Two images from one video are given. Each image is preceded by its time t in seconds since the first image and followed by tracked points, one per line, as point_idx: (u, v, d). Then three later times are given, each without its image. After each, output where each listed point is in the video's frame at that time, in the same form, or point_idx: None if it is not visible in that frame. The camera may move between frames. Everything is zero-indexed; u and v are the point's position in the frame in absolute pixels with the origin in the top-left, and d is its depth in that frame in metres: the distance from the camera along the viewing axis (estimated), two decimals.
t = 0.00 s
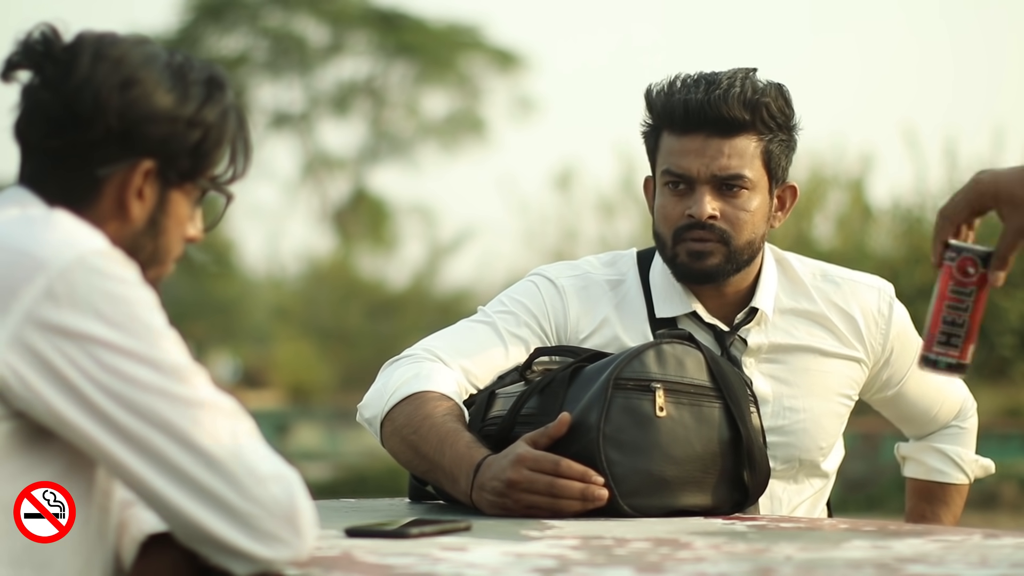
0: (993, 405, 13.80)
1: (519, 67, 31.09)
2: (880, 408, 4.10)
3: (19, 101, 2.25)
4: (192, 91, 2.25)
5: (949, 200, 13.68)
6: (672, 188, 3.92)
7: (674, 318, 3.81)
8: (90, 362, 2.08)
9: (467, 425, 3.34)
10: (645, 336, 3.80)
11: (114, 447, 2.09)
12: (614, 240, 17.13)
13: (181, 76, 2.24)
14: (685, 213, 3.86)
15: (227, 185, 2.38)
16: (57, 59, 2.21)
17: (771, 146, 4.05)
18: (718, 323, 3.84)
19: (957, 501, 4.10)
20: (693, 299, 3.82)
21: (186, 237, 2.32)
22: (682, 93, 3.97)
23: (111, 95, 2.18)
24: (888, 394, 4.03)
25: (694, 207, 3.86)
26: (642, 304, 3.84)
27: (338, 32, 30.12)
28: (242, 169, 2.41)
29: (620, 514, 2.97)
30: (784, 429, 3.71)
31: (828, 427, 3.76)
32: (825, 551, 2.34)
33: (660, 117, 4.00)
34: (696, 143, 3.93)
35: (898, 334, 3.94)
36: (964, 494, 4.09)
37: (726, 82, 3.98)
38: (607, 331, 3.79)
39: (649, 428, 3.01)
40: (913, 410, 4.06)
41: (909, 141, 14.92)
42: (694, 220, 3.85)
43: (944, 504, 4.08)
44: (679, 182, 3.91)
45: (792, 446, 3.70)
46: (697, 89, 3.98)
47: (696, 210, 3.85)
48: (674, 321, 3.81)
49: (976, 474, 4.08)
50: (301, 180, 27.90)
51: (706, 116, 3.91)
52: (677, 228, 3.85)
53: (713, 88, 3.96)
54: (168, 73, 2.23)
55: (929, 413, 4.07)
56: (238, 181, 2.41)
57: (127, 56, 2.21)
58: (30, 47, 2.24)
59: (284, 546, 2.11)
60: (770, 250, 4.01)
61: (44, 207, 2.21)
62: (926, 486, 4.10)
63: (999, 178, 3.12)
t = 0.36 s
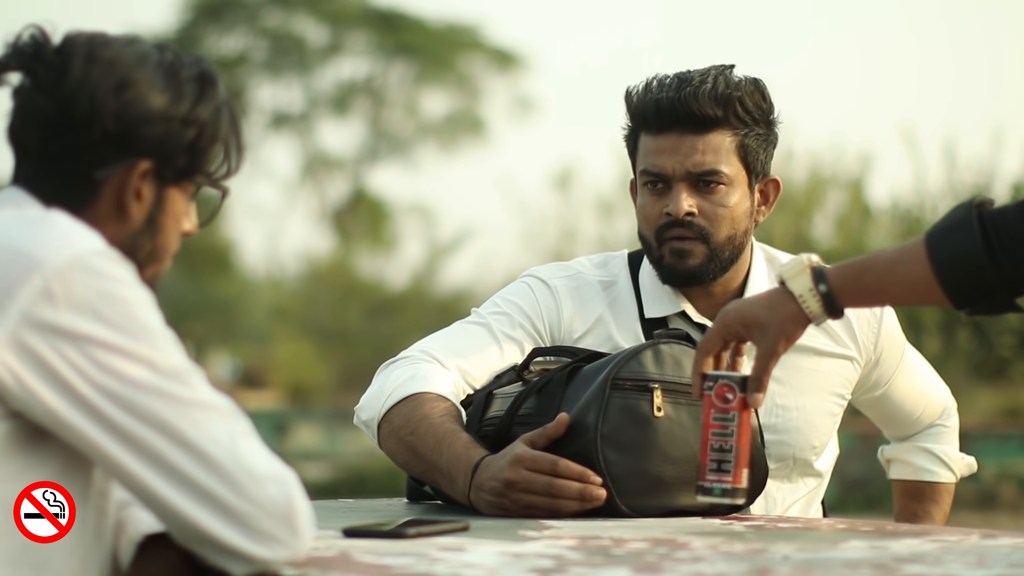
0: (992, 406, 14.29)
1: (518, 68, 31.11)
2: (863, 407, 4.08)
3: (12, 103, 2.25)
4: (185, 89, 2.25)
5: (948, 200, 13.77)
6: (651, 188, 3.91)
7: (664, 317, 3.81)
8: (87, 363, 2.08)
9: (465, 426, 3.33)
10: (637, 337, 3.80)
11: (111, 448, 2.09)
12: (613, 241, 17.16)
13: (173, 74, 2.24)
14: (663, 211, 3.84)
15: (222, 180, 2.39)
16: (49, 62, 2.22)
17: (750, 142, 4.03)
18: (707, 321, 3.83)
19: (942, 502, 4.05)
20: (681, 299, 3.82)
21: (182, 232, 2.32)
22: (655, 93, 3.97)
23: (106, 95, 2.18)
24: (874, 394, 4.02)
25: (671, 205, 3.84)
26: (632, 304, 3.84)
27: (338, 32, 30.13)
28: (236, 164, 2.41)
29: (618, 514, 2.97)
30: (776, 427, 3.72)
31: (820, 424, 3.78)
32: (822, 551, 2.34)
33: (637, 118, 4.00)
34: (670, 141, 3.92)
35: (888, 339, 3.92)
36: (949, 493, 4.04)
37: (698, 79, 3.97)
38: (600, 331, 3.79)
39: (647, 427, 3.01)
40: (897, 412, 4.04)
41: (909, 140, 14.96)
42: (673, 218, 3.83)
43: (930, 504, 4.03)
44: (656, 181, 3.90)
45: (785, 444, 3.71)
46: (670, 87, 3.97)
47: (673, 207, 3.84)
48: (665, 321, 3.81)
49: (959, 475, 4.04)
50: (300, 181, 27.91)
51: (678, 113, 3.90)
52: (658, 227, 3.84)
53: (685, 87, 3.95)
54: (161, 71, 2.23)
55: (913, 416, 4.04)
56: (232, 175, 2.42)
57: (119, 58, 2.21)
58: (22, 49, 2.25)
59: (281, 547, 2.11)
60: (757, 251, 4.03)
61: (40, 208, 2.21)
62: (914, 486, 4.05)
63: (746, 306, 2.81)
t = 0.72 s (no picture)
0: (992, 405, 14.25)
1: (519, 68, 31.07)
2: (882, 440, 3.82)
3: (6, 105, 2.25)
4: (178, 86, 2.25)
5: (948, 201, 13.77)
6: (655, 192, 3.87)
7: (654, 316, 3.82)
8: (87, 363, 2.08)
9: (465, 426, 3.33)
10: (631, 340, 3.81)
11: (110, 447, 2.09)
12: (613, 241, 17.17)
13: (166, 70, 2.25)
14: (671, 216, 3.82)
15: (217, 178, 2.39)
16: (42, 62, 2.22)
17: (749, 144, 4.03)
18: (695, 318, 3.84)
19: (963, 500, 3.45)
20: (670, 296, 3.84)
21: (181, 227, 2.32)
22: (659, 97, 3.95)
23: (100, 96, 2.18)
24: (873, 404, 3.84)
25: (680, 210, 3.81)
26: (624, 304, 3.85)
27: (338, 32, 30.12)
28: (232, 159, 2.41)
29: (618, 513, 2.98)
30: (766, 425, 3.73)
31: (809, 423, 3.78)
32: (823, 553, 2.34)
33: (638, 121, 3.97)
34: (676, 145, 3.90)
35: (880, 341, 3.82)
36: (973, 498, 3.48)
37: (702, 83, 3.96)
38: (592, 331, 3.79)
39: (646, 427, 3.01)
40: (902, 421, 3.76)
41: (911, 141, 14.94)
42: (681, 223, 3.80)
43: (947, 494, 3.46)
44: (662, 186, 3.87)
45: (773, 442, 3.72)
46: (673, 92, 3.96)
47: (681, 212, 3.81)
48: (655, 320, 3.82)
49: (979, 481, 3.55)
50: (300, 181, 27.91)
51: (686, 117, 3.89)
52: (665, 232, 3.81)
53: (690, 90, 3.94)
54: (155, 67, 2.23)
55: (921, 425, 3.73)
56: (229, 170, 2.42)
57: (111, 57, 2.21)
58: (14, 50, 2.24)
59: (281, 547, 2.11)
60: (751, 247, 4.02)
61: (40, 209, 2.21)
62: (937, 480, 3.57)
63: (724, 348, 2.73)
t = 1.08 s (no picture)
0: (992, 406, 14.22)
1: (519, 68, 31.13)
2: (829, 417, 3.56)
3: (3, 109, 2.26)
4: (172, 82, 2.24)
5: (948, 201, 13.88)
6: (663, 195, 3.82)
7: (638, 314, 3.79)
8: (87, 364, 2.08)
9: (466, 431, 3.34)
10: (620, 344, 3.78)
11: (111, 448, 2.09)
12: (613, 241, 17.18)
13: (160, 69, 2.24)
14: (681, 220, 3.76)
15: (217, 177, 2.38)
16: (36, 62, 2.22)
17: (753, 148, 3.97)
18: (678, 319, 3.79)
19: (863, 448, 3.16)
20: (654, 297, 3.81)
21: (184, 229, 2.32)
22: (670, 101, 3.88)
23: (93, 93, 2.18)
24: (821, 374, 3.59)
25: (692, 214, 3.75)
26: (612, 303, 3.83)
27: (338, 32, 30.09)
28: (232, 158, 2.41)
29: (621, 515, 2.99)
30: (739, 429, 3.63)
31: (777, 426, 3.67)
32: (824, 556, 2.33)
33: (646, 123, 3.90)
34: (689, 149, 3.83)
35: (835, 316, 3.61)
36: (875, 453, 3.19)
37: (713, 87, 3.89)
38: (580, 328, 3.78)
39: (647, 429, 3.00)
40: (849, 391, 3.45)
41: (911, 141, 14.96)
42: (692, 228, 3.74)
43: (843, 435, 3.17)
44: (672, 190, 3.81)
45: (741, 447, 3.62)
46: (685, 95, 3.89)
47: (692, 216, 3.75)
48: (641, 317, 3.80)
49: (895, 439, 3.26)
50: (300, 181, 27.94)
51: (699, 123, 3.81)
52: (674, 236, 3.76)
53: (701, 94, 3.88)
54: (148, 66, 2.23)
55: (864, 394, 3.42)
56: (229, 168, 2.41)
57: (104, 54, 2.21)
58: (9, 53, 2.24)
59: (283, 549, 2.11)
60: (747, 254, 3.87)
61: (40, 211, 2.21)
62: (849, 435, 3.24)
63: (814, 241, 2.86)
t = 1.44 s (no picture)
0: (993, 406, 14.30)
1: (520, 68, 31.13)
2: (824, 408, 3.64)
3: (4, 110, 2.26)
4: (172, 79, 2.25)
5: (949, 201, 14.12)
6: (729, 194, 3.86)
7: (653, 312, 3.82)
8: (91, 364, 2.09)
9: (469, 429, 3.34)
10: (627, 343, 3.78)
11: (114, 449, 2.09)
12: (614, 241, 17.20)
13: (160, 67, 2.24)
14: (748, 220, 3.81)
15: (220, 175, 2.38)
16: (35, 61, 2.23)
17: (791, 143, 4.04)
18: (697, 317, 3.84)
19: (879, 428, 3.29)
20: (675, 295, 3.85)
21: (188, 230, 2.32)
22: (733, 97, 3.88)
23: (94, 91, 2.18)
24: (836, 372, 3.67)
25: (759, 212, 3.80)
26: (621, 302, 3.83)
27: (339, 32, 30.11)
28: (235, 155, 2.41)
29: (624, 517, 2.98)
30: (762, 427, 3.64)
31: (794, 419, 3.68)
32: (828, 556, 2.34)
33: (707, 122, 3.90)
34: (754, 147, 3.85)
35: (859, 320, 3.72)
36: (891, 441, 3.31)
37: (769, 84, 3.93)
38: (585, 329, 3.77)
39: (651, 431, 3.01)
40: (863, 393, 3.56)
41: (912, 141, 14.99)
42: (760, 225, 3.79)
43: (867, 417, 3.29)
44: (738, 189, 3.84)
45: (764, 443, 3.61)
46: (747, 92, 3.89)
47: (760, 214, 3.79)
48: (654, 317, 3.82)
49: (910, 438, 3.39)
50: (301, 181, 27.96)
51: (767, 120, 3.83)
52: (741, 236, 3.79)
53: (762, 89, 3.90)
54: (148, 64, 2.23)
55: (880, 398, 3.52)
56: (232, 166, 2.42)
57: (104, 52, 2.21)
58: (9, 54, 2.25)
59: (286, 549, 2.12)
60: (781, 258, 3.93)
61: (44, 212, 2.21)
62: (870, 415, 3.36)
63: None
